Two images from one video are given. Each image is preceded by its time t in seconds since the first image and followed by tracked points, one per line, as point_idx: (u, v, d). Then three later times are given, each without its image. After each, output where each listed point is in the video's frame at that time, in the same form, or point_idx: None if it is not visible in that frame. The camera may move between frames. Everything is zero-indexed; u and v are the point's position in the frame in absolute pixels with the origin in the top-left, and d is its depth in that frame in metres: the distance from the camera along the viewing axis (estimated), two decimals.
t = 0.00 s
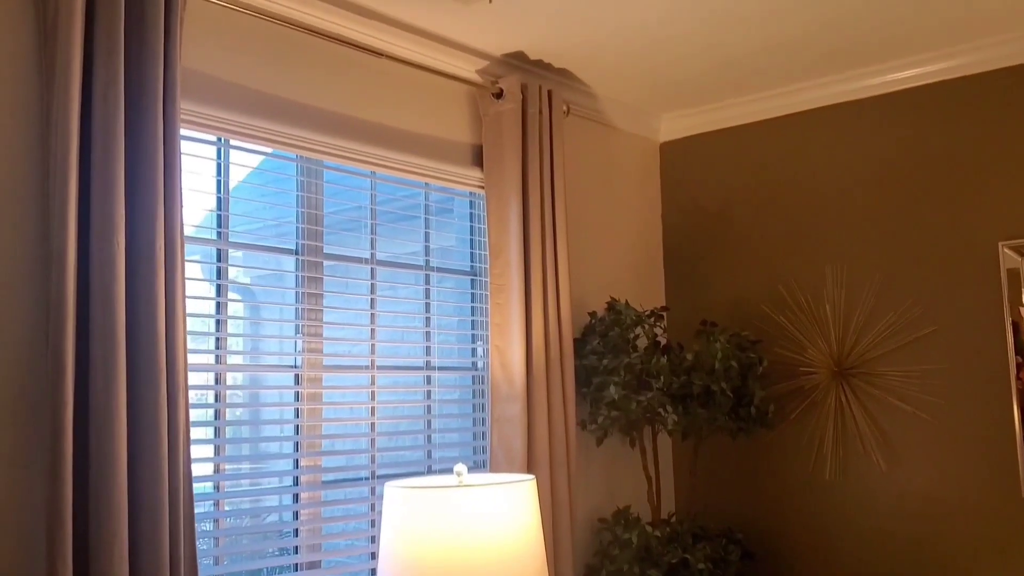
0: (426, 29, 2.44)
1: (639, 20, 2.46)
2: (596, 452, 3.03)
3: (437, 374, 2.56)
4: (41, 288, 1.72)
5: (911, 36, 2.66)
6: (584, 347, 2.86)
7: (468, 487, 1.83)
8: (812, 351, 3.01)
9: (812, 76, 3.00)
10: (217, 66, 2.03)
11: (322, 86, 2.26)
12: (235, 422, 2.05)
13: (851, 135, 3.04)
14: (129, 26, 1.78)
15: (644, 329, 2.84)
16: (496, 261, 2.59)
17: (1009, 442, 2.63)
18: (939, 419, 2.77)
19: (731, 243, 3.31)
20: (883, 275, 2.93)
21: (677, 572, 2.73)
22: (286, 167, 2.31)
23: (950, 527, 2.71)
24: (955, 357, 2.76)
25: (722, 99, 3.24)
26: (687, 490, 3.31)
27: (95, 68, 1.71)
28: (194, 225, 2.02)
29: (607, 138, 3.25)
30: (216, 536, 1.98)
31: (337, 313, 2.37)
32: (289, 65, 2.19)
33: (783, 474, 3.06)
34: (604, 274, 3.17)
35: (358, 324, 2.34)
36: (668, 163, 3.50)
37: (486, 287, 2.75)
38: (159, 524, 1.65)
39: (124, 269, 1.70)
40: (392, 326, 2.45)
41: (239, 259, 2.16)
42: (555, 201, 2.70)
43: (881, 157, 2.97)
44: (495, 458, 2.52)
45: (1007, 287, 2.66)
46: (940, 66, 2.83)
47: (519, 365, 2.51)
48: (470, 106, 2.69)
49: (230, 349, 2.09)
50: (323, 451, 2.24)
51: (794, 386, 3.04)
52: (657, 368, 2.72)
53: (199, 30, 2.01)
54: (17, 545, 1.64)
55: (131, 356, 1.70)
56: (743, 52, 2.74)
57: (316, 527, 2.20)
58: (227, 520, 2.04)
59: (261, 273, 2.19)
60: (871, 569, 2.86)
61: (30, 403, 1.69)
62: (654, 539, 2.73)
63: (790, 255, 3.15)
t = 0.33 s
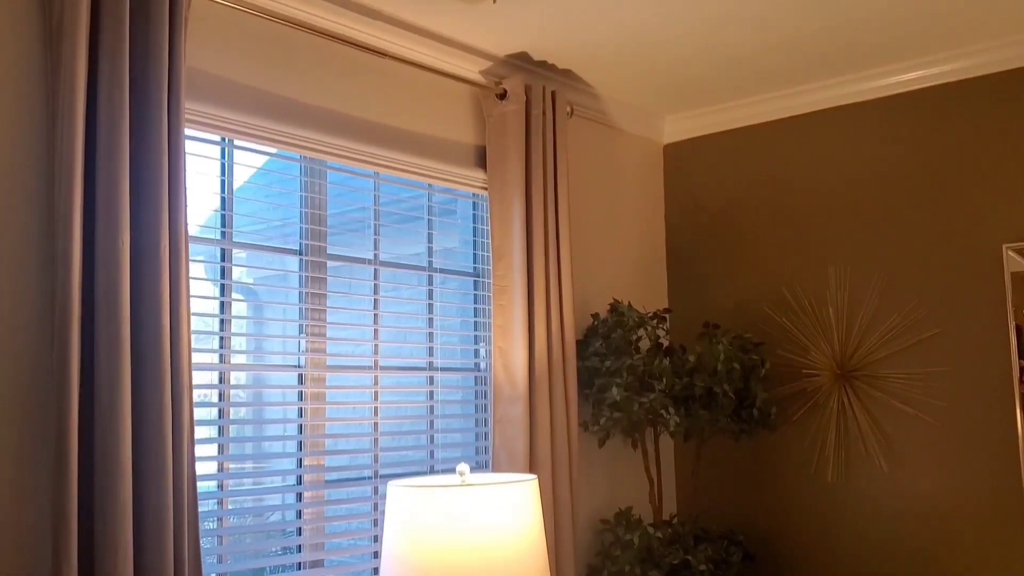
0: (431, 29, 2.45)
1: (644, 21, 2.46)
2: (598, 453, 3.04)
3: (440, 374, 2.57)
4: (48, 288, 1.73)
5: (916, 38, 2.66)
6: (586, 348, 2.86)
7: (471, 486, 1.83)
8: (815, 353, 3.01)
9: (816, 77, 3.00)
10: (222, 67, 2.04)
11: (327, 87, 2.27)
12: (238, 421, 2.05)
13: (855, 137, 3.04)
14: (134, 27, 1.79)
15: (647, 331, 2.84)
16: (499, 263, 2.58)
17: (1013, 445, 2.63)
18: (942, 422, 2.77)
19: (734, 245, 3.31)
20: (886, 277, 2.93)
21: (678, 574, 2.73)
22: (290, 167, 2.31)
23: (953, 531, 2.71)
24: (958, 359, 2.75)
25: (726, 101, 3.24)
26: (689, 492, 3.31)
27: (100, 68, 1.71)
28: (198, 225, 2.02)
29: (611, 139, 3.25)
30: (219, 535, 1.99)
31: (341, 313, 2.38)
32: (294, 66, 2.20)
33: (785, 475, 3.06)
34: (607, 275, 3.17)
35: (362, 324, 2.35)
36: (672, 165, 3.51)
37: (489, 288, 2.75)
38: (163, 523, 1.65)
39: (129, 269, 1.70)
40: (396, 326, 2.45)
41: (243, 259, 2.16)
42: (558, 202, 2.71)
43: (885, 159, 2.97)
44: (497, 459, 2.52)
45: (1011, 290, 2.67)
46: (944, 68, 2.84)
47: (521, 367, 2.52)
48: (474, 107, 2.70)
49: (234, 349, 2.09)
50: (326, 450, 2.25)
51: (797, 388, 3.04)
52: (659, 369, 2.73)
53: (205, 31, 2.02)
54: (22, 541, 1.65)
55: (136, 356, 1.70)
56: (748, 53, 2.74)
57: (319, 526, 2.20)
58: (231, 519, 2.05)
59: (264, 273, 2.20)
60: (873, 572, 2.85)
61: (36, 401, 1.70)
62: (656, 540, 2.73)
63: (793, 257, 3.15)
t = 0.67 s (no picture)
0: (434, 6, 2.43)
1: None
2: (599, 431, 3.05)
3: (442, 353, 2.57)
4: (50, 264, 1.72)
5: (921, 17, 2.64)
6: (588, 328, 2.86)
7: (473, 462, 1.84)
8: (816, 333, 3.02)
9: (821, 56, 2.98)
10: (223, 43, 2.03)
11: (329, 64, 2.26)
12: (241, 399, 2.06)
13: (860, 116, 3.02)
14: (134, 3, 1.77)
15: (649, 311, 2.84)
16: (501, 242, 2.58)
17: (1013, 426, 2.64)
18: (942, 403, 2.77)
19: (737, 225, 3.30)
20: (888, 258, 2.92)
21: (678, 551, 2.75)
22: (293, 143, 2.30)
23: (953, 510, 2.72)
24: (959, 340, 2.75)
25: (730, 80, 3.22)
26: (690, 470, 3.33)
27: (101, 45, 1.70)
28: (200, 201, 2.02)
29: (614, 118, 3.24)
30: (222, 510, 2.00)
31: (343, 291, 2.38)
32: (294, 42, 2.18)
33: (786, 455, 3.08)
34: (609, 254, 3.16)
35: (365, 302, 2.35)
36: (675, 144, 3.49)
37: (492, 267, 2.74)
38: (166, 498, 1.66)
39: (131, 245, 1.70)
40: (398, 304, 2.45)
41: (246, 236, 2.16)
42: (561, 181, 2.70)
43: (889, 139, 2.95)
44: (499, 437, 2.52)
45: (1013, 271, 2.66)
46: (949, 47, 2.81)
47: (524, 347, 2.51)
48: (476, 85, 2.67)
49: (236, 325, 2.10)
50: (329, 427, 2.25)
51: (798, 368, 3.05)
52: (661, 349, 2.73)
53: (206, 6, 2.00)
54: (27, 515, 1.67)
55: (138, 334, 1.70)
56: (752, 32, 2.72)
57: (322, 502, 2.22)
58: (234, 495, 2.06)
59: (267, 250, 2.20)
60: (872, 550, 2.87)
61: (38, 377, 1.70)
62: (657, 518, 2.75)
63: (796, 237, 3.14)
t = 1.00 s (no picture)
0: None
1: None
2: (603, 397, 3.06)
3: (447, 318, 2.57)
4: (56, 225, 1.71)
5: None
6: (593, 295, 2.85)
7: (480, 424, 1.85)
8: (821, 300, 3.02)
9: (830, 20, 2.94)
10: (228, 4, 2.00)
11: (333, 27, 2.23)
12: (246, 363, 2.06)
13: (868, 81, 2.99)
14: None
15: (654, 277, 2.83)
16: (506, 208, 2.57)
17: (1017, 393, 2.64)
18: (946, 368, 2.77)
19: (743, 191, 3.28)
20: (894, 224, 2.91)
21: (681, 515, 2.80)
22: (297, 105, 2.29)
23: (955, 477, 2.74)
24: (964, 306, 2.75)
25: (738, 45, 3.19)
26: (694, 436, 3.34)
27: (104, 6, 1.68)
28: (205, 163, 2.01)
29: (620, 83, 3.21)
30: (228, 473, 2.01)
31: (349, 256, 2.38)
32: (297, 4, 2.16)
33: (789, 420, 3.09)
34: (614, 220, 3.15)
35: (370, 267, 2.36)
36: (681, 110, 3.46)
37: (497, 232, 2.73)
38: (172, 459, 1.67)
39: (136, 206, 1.69)
40: (403, 269, 2.45)
41: (250, 200, 2.16)
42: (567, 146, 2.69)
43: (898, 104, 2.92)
44: (504, 402, 2.53)
45: (1019, 238, 2.65)
46: (960, 12, 2.78)
47: (530, 312, 2.51)
48: (481, 49, 2.65)
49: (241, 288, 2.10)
50: (335, 391, 2.26)
51: (802, 334, 3.06)
52: (666, 315, 2.73)
53: None
54: (35, 476, 1.67)
55: (144, 297, 1.71)
56: None
57: (328, 465, 2.23)
58: (240, 457, 2.07)
59: (271, 213, 2.19)
60: (873, 514, 2.89)
61: (45, 338, 1.70)
62: (661, 482, 2.78)
63: (802, 204, 3.12)
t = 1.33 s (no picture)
0: None
1: None
2: (606, 362, 3.07)
3: (451, 282, 2.58)
4: (61, 185, 1.71)
5: None
6: (596, 261, 2.84)
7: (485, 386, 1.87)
8: (824, 266, 3.02)
9: None
10: None
11: None
12: (251, 327, 2.07)
13: (874, 45, 2.96)
14: None
15: (658, 243, 2.83)
16: (511, 172, 2.55)
17: (1019, 359, 2.65)
18: (948, 333, 2.78)
19: (747, 156, 3.26)
20: (898, 189, 2.90)
21: (683, 478, 2.85)
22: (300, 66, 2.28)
23: (956, 441, 2.75)
24: (967, 270, 2.75)
25: (743, 8, 3.15)
26: (696, 400, 3.36)
27: None
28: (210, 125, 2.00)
29: (624, 46, 3.18)
30: (235, 434, 2.03)
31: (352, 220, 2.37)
32: None
33: (791, 385, 3.10)
34: (618, 186, 3.14)
35: (374, 230, 2.35)
36: (685, 74, 3.43)
37: (500, 197, 2.72)
38: (180, 421, 1.68)
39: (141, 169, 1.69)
40: (407, 233, 2.45)
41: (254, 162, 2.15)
42: (571, 110, 2.68)
43: (904, 68, 2.89)
44: (508, 366, 2.54)
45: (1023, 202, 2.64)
46: None
47: (533, 276, 2.52)
48: (485, 11, 2.61)
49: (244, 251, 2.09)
50: (340, 353, 2.28)
51: (805, 300, 3.06)
52: (669, 281, 2.73)
53: None
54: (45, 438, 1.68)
55: (150, 259, 1.71)
56: None
57: (334, 427, 2.25)
58: (246, 419, 2.09)
59: (275, 176, 2.18)
60: (874, 477, 2.92)
61: (52, 298, 1.70)
62: (663, 445, 2.82)
63: (806, 169, 3.11)
